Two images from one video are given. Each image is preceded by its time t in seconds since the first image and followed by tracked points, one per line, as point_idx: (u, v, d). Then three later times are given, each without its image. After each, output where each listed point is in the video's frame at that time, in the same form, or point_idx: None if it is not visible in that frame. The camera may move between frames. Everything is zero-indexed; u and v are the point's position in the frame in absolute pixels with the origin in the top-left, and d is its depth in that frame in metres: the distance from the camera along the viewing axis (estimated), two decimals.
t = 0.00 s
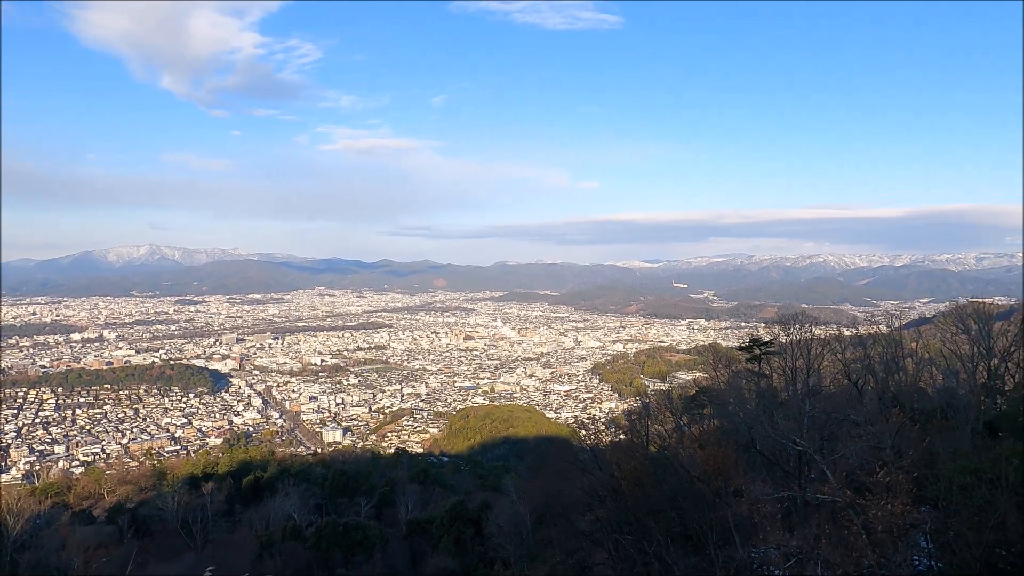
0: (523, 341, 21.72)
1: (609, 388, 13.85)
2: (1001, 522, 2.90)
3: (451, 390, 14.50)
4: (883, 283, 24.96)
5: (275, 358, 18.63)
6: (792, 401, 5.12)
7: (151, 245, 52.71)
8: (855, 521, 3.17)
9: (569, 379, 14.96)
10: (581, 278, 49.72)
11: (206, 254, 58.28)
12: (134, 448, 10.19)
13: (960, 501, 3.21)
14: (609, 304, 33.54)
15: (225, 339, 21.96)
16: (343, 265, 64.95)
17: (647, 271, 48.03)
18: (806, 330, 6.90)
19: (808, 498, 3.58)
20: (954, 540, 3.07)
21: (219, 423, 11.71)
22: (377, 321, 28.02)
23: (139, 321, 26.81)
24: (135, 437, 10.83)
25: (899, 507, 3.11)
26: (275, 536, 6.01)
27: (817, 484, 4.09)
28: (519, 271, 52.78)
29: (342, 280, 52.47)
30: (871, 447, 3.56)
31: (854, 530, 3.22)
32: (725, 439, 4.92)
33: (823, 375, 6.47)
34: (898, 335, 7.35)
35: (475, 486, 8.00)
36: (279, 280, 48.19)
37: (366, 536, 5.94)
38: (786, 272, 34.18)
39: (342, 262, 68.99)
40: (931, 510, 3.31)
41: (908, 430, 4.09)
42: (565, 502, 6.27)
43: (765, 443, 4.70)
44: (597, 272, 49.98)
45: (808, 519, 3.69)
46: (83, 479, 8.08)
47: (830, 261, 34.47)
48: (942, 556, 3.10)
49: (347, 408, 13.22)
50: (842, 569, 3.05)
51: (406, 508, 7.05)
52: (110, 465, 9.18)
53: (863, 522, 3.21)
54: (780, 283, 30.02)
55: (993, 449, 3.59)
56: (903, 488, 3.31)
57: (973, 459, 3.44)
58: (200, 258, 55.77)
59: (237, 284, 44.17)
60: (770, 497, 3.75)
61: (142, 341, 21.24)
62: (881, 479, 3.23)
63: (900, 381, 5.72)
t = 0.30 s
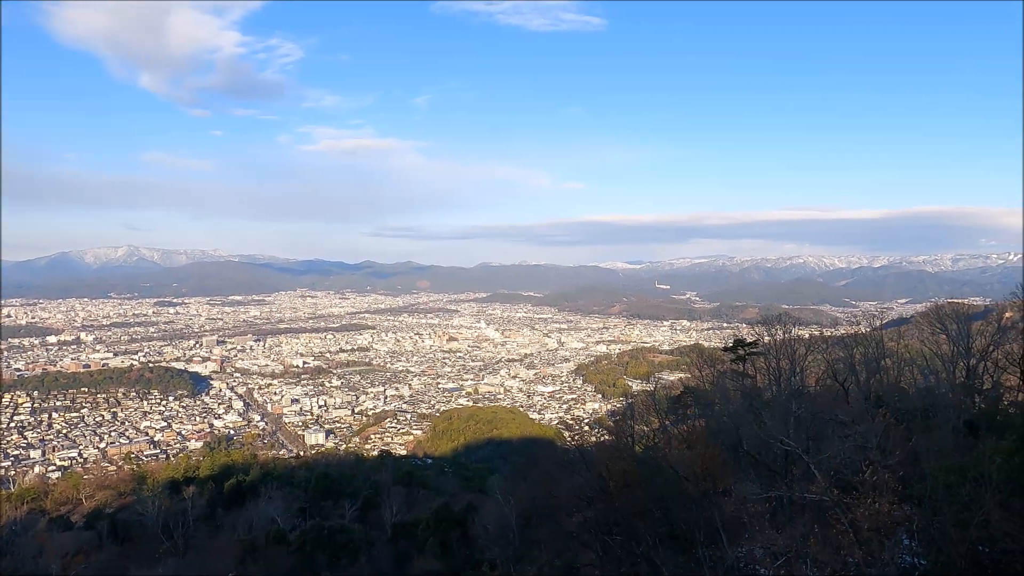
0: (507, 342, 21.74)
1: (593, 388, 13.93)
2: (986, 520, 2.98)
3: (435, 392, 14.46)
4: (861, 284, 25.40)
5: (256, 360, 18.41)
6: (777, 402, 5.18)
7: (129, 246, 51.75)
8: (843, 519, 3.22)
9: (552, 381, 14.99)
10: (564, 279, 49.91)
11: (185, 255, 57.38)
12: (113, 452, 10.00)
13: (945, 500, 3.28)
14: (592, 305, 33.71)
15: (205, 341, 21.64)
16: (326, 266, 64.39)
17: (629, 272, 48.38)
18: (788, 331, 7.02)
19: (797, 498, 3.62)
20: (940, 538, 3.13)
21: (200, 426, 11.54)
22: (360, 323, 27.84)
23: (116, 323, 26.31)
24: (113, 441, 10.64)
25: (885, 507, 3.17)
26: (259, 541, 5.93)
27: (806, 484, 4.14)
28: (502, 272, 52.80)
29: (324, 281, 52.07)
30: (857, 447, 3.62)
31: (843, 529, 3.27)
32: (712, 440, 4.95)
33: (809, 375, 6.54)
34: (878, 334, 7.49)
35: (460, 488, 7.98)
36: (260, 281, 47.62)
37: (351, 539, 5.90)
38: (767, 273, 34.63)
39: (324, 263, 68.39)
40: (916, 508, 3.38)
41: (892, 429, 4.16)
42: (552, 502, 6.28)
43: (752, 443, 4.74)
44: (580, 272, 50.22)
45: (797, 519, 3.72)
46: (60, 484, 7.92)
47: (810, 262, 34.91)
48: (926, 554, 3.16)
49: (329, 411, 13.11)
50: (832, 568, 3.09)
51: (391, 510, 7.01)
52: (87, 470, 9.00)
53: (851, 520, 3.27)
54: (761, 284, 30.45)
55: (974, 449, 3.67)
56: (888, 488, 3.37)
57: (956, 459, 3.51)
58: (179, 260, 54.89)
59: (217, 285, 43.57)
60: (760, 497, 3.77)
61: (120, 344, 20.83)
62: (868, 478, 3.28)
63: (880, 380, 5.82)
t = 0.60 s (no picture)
0: (498, 341, 21.73)
1: (584, 387, 13.98)
2: (980, 517, 3.04)
3: (426, 391, 14.44)
4: (849, 283, 25.65)
5: (245, 360, 18.28)
6: (770, 400, 5.23)
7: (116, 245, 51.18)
8: (839, 519, 3.25)
9: (543, 380, 15.02)
10: (555, 278, 49.96)
11: (173, 254, 56.83)
12: (101, 453, 9.91)
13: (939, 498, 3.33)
14: (583, 304, 33.77)
15: (194, 340, 21.45)
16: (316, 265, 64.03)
17: (620, 272, 48.52)
18: (778, 331, 7.08)
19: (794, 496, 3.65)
20: (935, 535, 3.18)
21: (188, 426, 11.45)
22: (350, 322, 27.71)
23: (103, 322, 26.02)
24: (101, 441, 10.53)
25: (882, 505, 3.21)
26: (250, 541, 5.90)
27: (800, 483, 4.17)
28: (493, 271, 52.78)
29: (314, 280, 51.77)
30: (853, 446, 3.65)
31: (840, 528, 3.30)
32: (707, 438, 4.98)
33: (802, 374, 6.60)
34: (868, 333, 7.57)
35: (452, 488, 8.00)
36: (249, 280, 47.27)
37: (344, 540, 5.90)
38: (756, 272, 34.83)
39: (314, 262, 68.00)
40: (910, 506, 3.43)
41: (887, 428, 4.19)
42: (545, 501, 6.30)
43: (747, 442, 4.78)
44: (571, 272, 50.30)
45: (792, 518, 3.76)
46: (48, 485, 7.86)
47: (799, 262, 35.18)
48: (921, 551, 3.20)
49: (319, 410, 13.05)
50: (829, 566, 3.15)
51: (383, 510, 7.01)
52: (75, 471, 8.92)
53: (847, 519, 3.30)
54: (750, 284, 30.65)
55: (966, 448, 3.73)
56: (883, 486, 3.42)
57: (949, 457, 3.57)
58: (168, 259, 54.36)
59: (205, 284, 43.19)
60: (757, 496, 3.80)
61: (108, 344, 20.61)
62: (864, 477, 3.32)
63: (871, 378, 5.89)
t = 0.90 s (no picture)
0: (492, 341, 21.73)
1: (578, 387, 14.02)
2: (979, 515, 3.10)
3: (420, 391, 14.44)
4: (842, 283, 25.79)
5: (239, 360, 18.21)
6: (768, 397, 5.27)
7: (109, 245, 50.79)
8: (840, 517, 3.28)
9: (538, 379, 15.04)
10: (549, 277, 49.98)
11: (166, 253, 56.50)
12: (93, 453, 9.86)
13: (938, 497, 3.37)
14: (578, 304, 33.81)
15: (187, 340, 21.34)
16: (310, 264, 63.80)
17: (614, 271, 48.60)
18: (774, 330, 7.14)
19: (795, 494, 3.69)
20: (933, 532, 3.24)
21: (182, 426, 11.40)
22: (344, 322, 27.63)
23: (96, 322, 25.84)
24: (94, 441, 10.46)
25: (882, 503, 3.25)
26: (246, 541, 5.89)
27: (799, 481, 4.21)
28: (487, 270, 52.75)
29: (307, 280, 51.60)
30: (853, 444, 3.68)
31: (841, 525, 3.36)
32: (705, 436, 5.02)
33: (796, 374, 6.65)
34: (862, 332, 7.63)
35: (448, 487, 8.02)
36: (243, 280, 47.01)
37: (341, 540, 5.90)
38: (750, 272, 34.97)
39: (308, 261, 67.70)
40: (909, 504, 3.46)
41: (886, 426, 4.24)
42: (541, 500, 6.32)
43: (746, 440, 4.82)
44: (565, 271, 50.32)
45: (791, 516, 3.79)
46: (41, 485, 7.85)
47: (792, 261, 35.30)
48: (920, 549, 3.25)
49: (314, 410, 13.03)
50: (832, 564, 3.19)
51: (379, 510, 7.02)
52: (67, 471, 8.88)
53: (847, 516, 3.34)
54: (744, 283, 30.77)
55: (963, 446, 3.79)
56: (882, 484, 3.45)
57: (948, 455, 3.63)
58: (161, 258, 54.03)
59: (198, 284, 42.94)
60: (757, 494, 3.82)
61: (100, 343, 20.47)
62: (865, 476, 3.38)
63: (867, 376, 5.94)
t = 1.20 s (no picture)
0: (492, 337, 21.74)
1: (579, 383, 14.04)
2: (986, 512, 3.15)
3: (420, 386, 14.46)
4: (842, 278, 25.80)
5: (240, 356, 18.19)
6: (772, 393, 5.29)
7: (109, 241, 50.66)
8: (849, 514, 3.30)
9: (538, 375, 15.07)
10: (549, 273, 49.94)
11: (166, 250, 56.41)
12: (95, 449, 9.87)
13: (944, 493, 3.41)
14: (578, 300, 33.81)
15: (187, 336, 21.32)
16: (309, 261, 63.72)
17: (614, 267, 48.55)
18: (774, 326, 7.17)
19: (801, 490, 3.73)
20: (940, 528, 3.29)
21: (183, 422, 11.40)
22: (344, 318, 27.61)
23: (96, 318, 25.80)
24: (95, 437, 10.46)
25: (889, 500, 3.29)
26: (249, 537, 5.90)
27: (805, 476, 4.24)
28: (487, 266, 52.69)
29: (307, 276, 51.55)
30: (859, 442, 3.72)
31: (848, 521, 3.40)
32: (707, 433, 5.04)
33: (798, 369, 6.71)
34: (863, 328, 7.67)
35: (449, 483, 8.06)
36: (242, 276, 46.95)
37: (343, 535, 5.93)
38: (750, 267, 34.95)
39: (308, 258, 67.60)
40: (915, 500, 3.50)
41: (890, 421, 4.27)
42: (544, 496, 6.38)
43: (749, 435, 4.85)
44: (565, 267, 50.28)
45: (797, 513, 3.82)
46: (44, 482, 7.90)
47: (793, 257, 35.27)
48: (927, 545, 3.28)
49: (314, 406, 13.04)
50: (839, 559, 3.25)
51: (381, 506, 7.05)
52: (69, 467, 8.91)
53: (855, 512, 3.38)
54: (744, 279, 30.76)
55: (968, 443, 3.82)
56: (890, 480, 3.49)
57: (955, 452, 3.66)
58: (160, 255, 53.92)
59: (198, 280, 42.86)
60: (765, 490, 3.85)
61: (100, 339, 20.44)
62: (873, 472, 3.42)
63: (868, 372, 5.98)
